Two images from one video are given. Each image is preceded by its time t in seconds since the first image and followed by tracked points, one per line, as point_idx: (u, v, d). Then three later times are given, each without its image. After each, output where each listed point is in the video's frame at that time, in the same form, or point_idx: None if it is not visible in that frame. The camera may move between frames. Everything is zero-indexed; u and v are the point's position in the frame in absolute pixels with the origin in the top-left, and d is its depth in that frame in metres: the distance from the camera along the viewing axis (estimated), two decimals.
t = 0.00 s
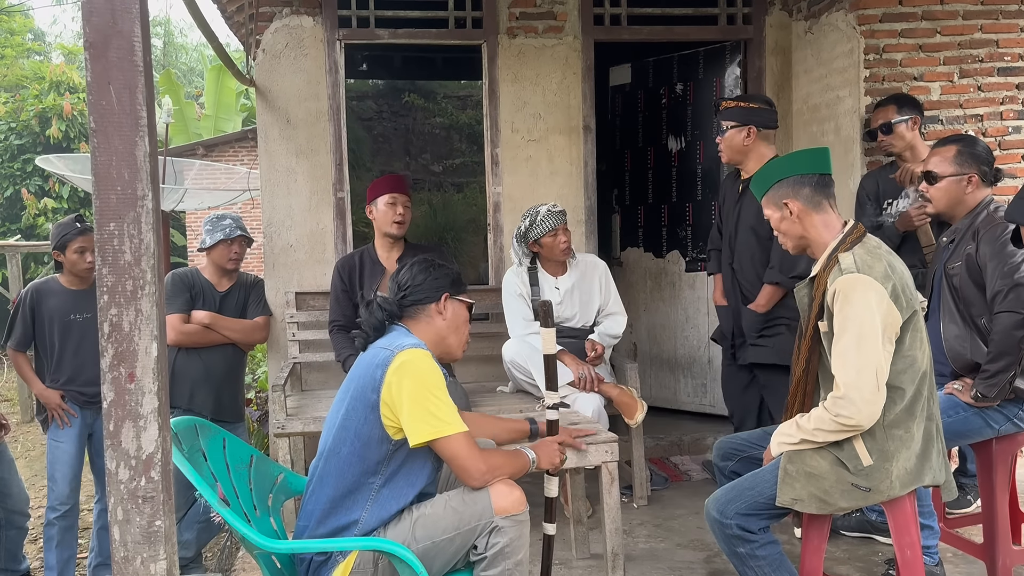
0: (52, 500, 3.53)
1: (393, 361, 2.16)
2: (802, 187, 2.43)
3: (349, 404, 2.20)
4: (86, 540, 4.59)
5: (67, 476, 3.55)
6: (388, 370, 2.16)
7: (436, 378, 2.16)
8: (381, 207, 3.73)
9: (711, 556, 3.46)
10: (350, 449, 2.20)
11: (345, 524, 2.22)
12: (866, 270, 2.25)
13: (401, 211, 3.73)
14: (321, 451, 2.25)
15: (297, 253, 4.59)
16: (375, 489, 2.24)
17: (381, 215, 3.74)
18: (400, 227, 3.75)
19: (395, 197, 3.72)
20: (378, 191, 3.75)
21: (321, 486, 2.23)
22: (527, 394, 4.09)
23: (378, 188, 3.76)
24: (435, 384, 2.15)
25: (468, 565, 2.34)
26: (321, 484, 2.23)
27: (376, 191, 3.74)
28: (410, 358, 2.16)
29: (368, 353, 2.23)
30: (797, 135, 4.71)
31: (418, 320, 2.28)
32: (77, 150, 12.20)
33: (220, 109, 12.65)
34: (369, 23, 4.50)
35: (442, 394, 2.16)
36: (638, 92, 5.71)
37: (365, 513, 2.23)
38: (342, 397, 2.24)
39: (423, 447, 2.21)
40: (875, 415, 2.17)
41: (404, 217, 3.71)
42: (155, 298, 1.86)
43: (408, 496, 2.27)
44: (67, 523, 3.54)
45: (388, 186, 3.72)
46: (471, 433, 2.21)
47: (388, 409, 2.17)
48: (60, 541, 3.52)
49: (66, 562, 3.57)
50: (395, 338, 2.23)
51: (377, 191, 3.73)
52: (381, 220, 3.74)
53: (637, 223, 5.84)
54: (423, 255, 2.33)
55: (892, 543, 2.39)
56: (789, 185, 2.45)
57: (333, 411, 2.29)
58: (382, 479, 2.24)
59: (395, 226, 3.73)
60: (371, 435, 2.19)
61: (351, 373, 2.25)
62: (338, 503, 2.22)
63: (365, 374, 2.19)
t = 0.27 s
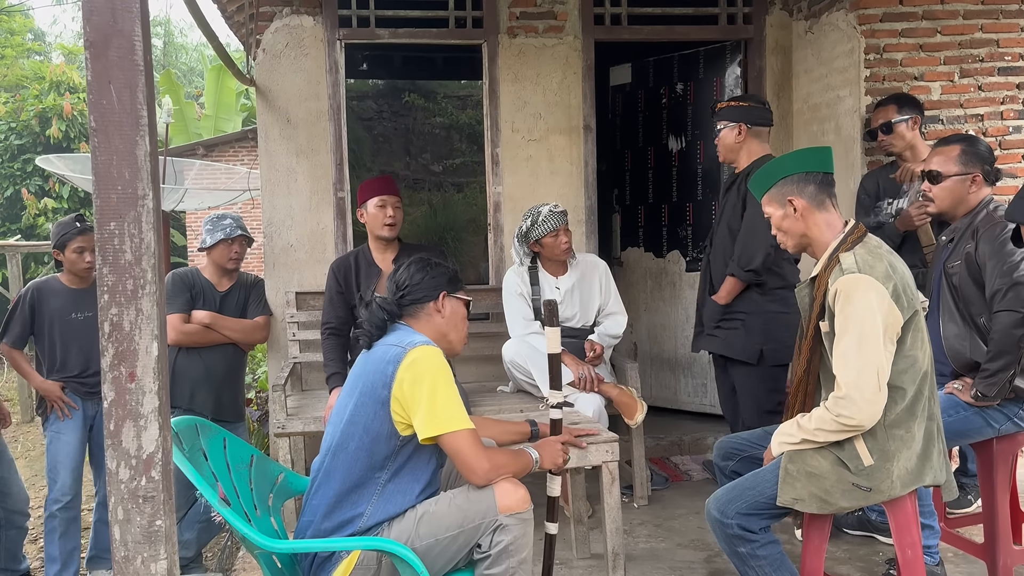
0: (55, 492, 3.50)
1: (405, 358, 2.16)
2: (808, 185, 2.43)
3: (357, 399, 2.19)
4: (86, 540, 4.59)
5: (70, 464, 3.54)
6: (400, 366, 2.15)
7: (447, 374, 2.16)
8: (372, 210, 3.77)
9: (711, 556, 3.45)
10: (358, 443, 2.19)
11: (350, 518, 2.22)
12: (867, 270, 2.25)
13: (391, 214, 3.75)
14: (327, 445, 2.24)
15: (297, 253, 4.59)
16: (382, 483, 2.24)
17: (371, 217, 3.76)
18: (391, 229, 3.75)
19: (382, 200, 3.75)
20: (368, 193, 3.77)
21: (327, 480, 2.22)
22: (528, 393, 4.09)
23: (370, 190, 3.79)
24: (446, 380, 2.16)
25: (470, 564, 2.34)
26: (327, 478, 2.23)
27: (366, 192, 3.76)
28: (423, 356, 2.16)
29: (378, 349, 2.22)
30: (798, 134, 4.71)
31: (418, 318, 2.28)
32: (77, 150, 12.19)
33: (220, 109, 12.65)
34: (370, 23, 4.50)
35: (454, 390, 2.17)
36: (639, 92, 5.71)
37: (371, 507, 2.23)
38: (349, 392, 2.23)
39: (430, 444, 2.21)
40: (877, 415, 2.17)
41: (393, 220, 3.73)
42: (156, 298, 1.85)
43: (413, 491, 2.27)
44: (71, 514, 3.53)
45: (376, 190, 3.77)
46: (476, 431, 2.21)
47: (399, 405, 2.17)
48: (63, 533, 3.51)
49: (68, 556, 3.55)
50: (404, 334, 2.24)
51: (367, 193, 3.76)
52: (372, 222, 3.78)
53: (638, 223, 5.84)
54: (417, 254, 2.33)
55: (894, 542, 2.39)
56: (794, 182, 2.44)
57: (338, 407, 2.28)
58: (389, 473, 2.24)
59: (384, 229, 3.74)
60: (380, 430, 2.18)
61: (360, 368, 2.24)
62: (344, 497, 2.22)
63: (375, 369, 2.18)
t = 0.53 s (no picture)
0: (54, 500, 3.51)
1: (400, 357, 2.15)
2: (808, 183, 2.43)
3: (354, 400, 2.19)
4: (86, 540, 4.59)
5: (69, 476, 3.54)
6: (395, 366, 2.15)
7: (443, 373, 2.16)
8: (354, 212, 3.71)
9: (711, 556, 3.45)
10: (357, 444, 2.19)
11: (349, 519, 2.22)
12: (868, 269, 2.25)
13: (374, 216, 3.70)
14: (326, 445, 2.24)
15: (297, 253, 4.59)
16: (381, 483, 2.23)
17: (354, 220, 3.71)
18: (375, 231, 3.72)
19: (366, 201, 3.70)
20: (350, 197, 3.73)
21: (326, 480, 2.22)
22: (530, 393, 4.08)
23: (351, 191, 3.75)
24: (442, 379, 2.15)
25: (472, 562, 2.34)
26: (326, 479, 2.23)
27: (349, 196, 3.72)
28: (417, 355, 2.15)
29: (372, 349, 2.21)
30: (798, 134, 4.71)
31: (410, 314, 2.28)
32: (77, 150, 12.19)
33: (220, 109, 12.65)
34: (370, 23, 4.50)
35: (450, 389, 2.16)
36: (639, 92, 5.71)
37: (371, 506, 2.22)
38: (346, 392, 2.23)
39: (429, 442, 2.21)
40: (878, 414, 2.17)
41: (378, 221, 3.69)
42: (156, 297, 1.85)
43: (413, 491, 2.27)
44: (70, 520, 3.54)
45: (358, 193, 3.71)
46: (475, 429, 2.20)
47: (395, 405, 2.16)
48: (63, 537, 3.52)
49: (67, 562, 3.56)
50: (398, 334, 2.22)
51: (350, 197, 3.72)
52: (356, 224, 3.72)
53: (637, 223, 5.84)
54: (401, 250, 2.33)
55: (894, 542, 2.39)
56: (795, 181, 2.44)
57: (335, 407, 2.28)
58: (387, 473, 2.23)
59: (371, 231, 3.71)
60: (378, 430, 2.18)
61: (355, 368, 2.23)
62: (343, 498, 2.22)
63: (371, 369, 2.18)
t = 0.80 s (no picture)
0: (54, 500, 3.50)
1: (393, 360, 2.15)
2: (810, 183, 2.43)
3: (348, 404, 2.19)
4: (86, 540, 4.59)
5: (69, 475, 3.53)
6: (390, 369, 2.14)
7: (437, 375, 2.16)
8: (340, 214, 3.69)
9: (711, 556, 3.45)
10: (353, 448, 2.19)
11: (347, 522, 2.22)
12: (868, 270, 2.25)
13: (360, 218, 3.69)
14: (322, 449, 2.24)
15: (297, 253, 4.59)
16: (378, 485, 2.23)
17: (341, 223, 3.70)
18: (362, 234, 3.71)
19: (352, 203, 3.68)
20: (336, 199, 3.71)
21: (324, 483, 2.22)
22: (531, 393, 4.08)
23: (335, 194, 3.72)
24: (437, 382, 2.15)
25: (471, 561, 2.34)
26: (323, 483, 2.23)
27: (333, 198, 3.70)
28: (412, 358, 2.15)
29: (366, 352, 2.21)
30: (798, 134, 4.71)
31: (401, 313, 2.28)
32: (77, 150, 12.19)
33: (220, 109, 12.66)
34: (370, 23, 4.50)
35: (444, 391, 2.16)
36: (639, 92, 5.71)
37: (369, 509, 2.22)
38: (340, 397, 2.23)
39: (426, 445, 2.21)
40: (877, 415, 2.17)
41: (364, 224, 3.67)
42: (155, 297, 1.85)
43: (411, 493, 2.27)
44: (70, 521, 3.53)
45: (343, 195, 3.68)
46: (472, 429, 2.20)
47: (390, 408, 2.16)
48: (63, 539, 3.51)
49: (67, 562, 3.55)
50: (392, 335, 2.22)
51: (334, 200, 3.70)
52: (343, 227, 3.71)
53: (637, 223, 5.84)
54: (387, 248, 2.33)
55: (893, 542, 2.39)
56: (796, 180, 2.44)
57: (330, 411, 2.27)
58: (384, 476, 2.23)
59: (358, 234, 3.70)
60: (374, 434, 2.18)
61: (348, 372, 2.23)
62: (340, 501, 2.22)
63: (364, 373, 2.18)
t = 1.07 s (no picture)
0: (55, 500, 3.50)
1: (392, 362, 2.15)
2: (809, 184, 2.43)
3: (348, 406, 2.19)
4: (86, 540, 4.59)
5: (69, 476, 3.54)
6: (388, 371, 2.15)
7: (435, 378, 2.16)
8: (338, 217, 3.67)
9: (710, 556, 3.45)
10: (352, 450, 2.20)
11: (347, 524, 2.22)
12: (867, 271, 2.25)
13: (358, 221, 3.67)
14: (321, 450, 2.25)
15: (297, 253, 4.60)
16: (376, 488, 2.23)
17: (339, 226, 3.68)
18: (361, 237, 3.70)
19: (349, 206, 3.65)
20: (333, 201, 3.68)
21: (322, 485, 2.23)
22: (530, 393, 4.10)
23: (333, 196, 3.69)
24: (435, 385, 2.15)
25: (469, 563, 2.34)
26: (323, 485, 2.23)
27: (331, 201, 3.67)
28: (411, 360, 2.15)
29: (364, 354, 2.21)
30: (797, 134, 4.71)
31: (403, 314, 2.28)
32: (78, 151, 12.20)
33: (220, 109, 12.67)
34: (369, 24, 4.50)
35: (442, 394, 2.16)
36: (638, 92, 5.71)
37: (367, 511, 2.23)
38: (339, 398, 2.23)
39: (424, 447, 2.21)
40: (875, 416, 2.17)
41: (362, 226, 3.66)
42: (154, 299, 1.86)
43: (410, 495, 2.27)
44: (70, 522, 3.52)
45: (340, 198, 3.65)
46: (471, 431, 2.21)
47: (389, 410, 2.16)
48: (63, 540, 3.51)
49: (67, 562, 3.54)
50: (392, 338, 2.22)
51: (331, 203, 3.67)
52: (342, 230, 3.70)
53: (637, 223, 5.84)
54: (402, 248, 2.33)
55: (892, 543, 2.39)
56: (795, 182, 2.44)
57: (329, 413, 2.28)
58: (383, 478, 2.23)
59: (355, 237, 3.68)
60: (373, 436, 2.19)
61: (348, 373, 2.23)
62: (339, 502, 2.22)
63: (364, 375, 2.18)
